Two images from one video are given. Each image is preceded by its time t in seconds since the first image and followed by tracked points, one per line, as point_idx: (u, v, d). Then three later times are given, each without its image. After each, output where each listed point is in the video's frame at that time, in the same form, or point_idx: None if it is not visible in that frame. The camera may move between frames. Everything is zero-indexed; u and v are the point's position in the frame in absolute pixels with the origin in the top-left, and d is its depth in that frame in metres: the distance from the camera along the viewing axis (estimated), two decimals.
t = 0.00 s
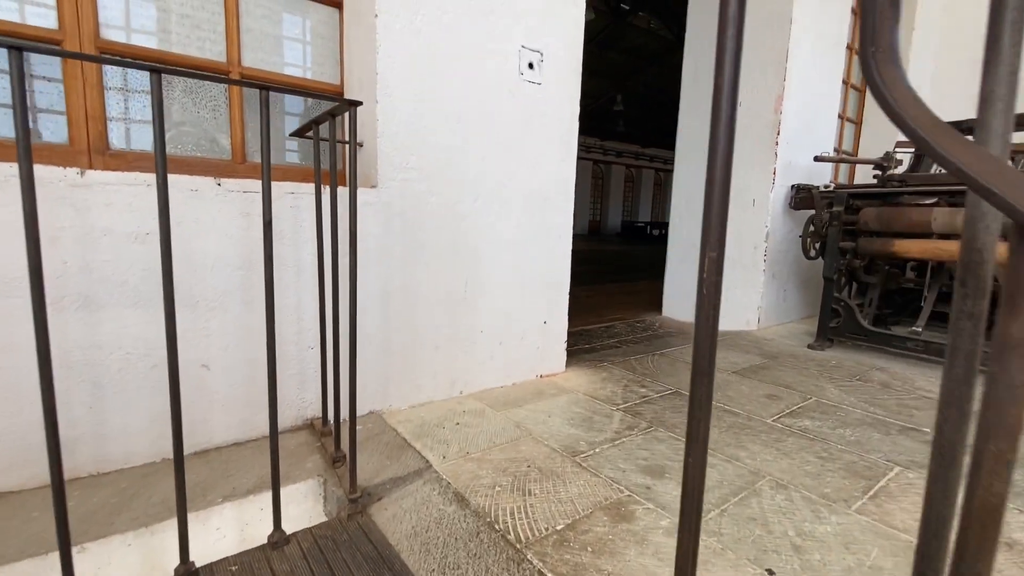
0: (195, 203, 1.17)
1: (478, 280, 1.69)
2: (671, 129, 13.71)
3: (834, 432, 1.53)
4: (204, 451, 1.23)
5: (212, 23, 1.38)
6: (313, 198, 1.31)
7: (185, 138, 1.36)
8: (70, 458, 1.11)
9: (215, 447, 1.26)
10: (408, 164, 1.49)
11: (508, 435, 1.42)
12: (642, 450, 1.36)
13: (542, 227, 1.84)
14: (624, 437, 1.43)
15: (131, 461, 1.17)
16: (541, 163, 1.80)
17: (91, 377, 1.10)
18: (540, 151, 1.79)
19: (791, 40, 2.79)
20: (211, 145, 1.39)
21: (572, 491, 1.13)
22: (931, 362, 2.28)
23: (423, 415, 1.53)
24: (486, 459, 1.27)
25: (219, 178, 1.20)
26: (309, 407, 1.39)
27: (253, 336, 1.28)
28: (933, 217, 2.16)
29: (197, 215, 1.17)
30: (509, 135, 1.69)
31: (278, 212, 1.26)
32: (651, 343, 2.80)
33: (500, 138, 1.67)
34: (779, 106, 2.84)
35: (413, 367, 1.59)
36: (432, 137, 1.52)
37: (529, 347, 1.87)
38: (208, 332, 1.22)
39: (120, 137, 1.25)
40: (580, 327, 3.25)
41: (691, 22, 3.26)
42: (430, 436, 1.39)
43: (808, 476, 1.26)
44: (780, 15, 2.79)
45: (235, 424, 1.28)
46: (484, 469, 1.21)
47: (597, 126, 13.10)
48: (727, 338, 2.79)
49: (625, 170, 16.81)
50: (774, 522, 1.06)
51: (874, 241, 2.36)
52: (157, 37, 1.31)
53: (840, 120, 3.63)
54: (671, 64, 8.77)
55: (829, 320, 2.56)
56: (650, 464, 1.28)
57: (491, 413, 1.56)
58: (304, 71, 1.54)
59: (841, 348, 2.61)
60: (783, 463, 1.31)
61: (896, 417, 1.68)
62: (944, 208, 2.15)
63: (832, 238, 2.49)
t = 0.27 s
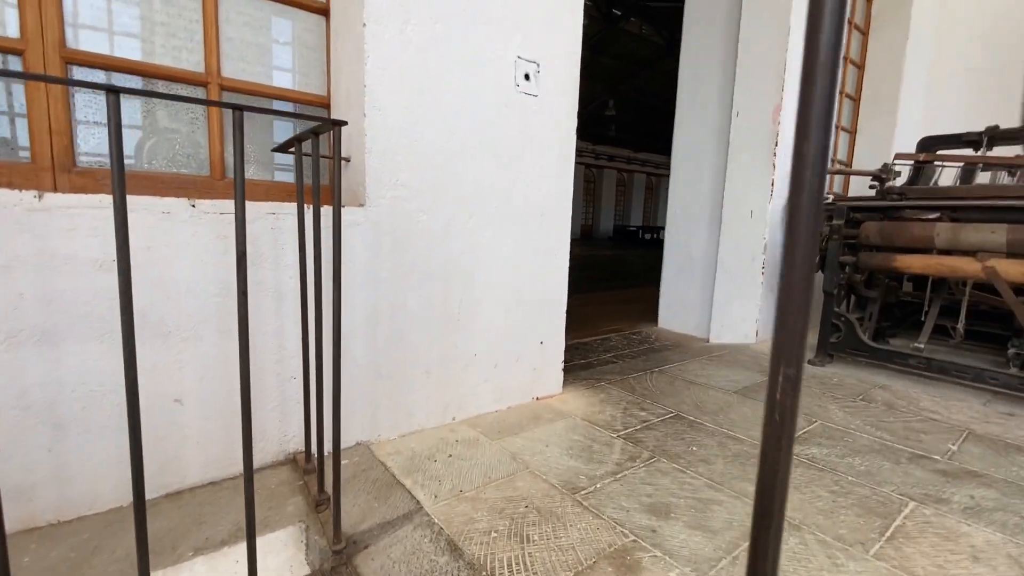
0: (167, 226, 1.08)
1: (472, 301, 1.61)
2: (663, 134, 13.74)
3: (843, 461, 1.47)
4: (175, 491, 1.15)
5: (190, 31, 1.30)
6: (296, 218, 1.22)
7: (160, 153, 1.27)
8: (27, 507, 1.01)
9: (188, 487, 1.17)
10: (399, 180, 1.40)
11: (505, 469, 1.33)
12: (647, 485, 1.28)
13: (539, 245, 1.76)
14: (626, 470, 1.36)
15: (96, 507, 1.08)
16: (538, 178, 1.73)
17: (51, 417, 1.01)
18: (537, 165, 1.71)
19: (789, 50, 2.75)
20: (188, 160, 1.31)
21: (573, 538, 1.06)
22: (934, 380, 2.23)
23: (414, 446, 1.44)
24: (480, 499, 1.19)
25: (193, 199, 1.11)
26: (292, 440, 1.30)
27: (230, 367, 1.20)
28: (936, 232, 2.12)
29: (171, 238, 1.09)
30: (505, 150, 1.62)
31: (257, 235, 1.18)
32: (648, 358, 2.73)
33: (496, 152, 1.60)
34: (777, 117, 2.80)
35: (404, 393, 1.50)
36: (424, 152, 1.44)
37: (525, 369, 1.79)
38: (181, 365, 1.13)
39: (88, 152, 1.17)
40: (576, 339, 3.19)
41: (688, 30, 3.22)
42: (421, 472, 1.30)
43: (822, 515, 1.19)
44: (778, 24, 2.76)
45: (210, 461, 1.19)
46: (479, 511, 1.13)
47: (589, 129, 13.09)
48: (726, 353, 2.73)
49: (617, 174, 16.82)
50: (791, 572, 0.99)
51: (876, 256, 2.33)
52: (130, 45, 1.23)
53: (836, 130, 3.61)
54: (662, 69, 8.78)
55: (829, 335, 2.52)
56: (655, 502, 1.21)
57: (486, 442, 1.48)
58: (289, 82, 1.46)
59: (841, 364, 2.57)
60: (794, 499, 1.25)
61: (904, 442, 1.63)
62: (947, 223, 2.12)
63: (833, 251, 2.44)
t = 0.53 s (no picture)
0: (130, 271, 1.01)
1: (457, 332, 1.56)
2: (647, 138, 13.83)
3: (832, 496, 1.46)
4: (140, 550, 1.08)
5: (158, 56, 1.23)
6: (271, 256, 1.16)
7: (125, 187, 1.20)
8: None
9: (155, 543, 1.11)
10: (380, 212, 1.35)
11: (491, 513, 1.29)
12: (637, 529, 1.25)
13: (526, 272, 1.72)
14: (616, 511, 1.32)
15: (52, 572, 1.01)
16: (525, 204, 1.69)
17: None
18: (523, 191, 1.68)
19: (773, 68, 2.76)
20: (157, 193, 1.24)
21: None
22: (918, 401, 2.25)
23: (396, 488, 1.39)
24: (465, 550, 1.14)
25: (159, 239, 1.05)
26: (267, 487, 1.24)
27: (200, 415, 1.13)
28: (920, 254, 2.14)
29: (134, 283, 1.02)
30: (490, 177, 1.57)
31: (230, 276, 1.12)
32: (635, 376, 2.71)
33: (481, 179, 1.55)
34: (762, 134, 2.80)
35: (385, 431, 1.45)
36: (407, 182, 1.39)
37: (512, 398, 1.75)
38: (146, 416, 1.06)
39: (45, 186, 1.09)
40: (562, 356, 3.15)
41: (673, 45, 3.21)
42: (403, 519, 1.25)
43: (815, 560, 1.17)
44: (762, 42, 2.76)
45: (179, 514, 1.13)
46: (464, 565, 1.09)
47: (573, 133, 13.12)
48: (712, 371, 2.72)
49: (602, 178, 16.89)
50: None
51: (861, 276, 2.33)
52: (93, 72, 1.16)
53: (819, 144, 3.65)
54: (646, 75, 8.82)
55: (814, 354, 2.53)
56: (646, 549, 1.18)
57: (471, 481, 1.44)
58: (265, 108, 1.40)
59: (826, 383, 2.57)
60: (786, 542, 1.23)
61: (892, 472, 1.62)
62: (930, 246, 2.15)
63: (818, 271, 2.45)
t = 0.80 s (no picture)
0: (82, 302, 0.94)
1: (436, 354, 1.51)
2: (626, 142, 13.97)
3: (816, 515, 1.45)
4: None
5: (113, 68, 1.15)
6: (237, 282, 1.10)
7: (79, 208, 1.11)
8: None
9: None
10: (355, 232, 1.29)
11: (472, 546, 1.24)
12: (622, 559, 1.22)
13: (506, 289, 1.68)
14: (601, 539, 1.29)
15: None
16: (506, 221, 1.65)
17: None
18: (504, 207, 1.64)
19: (751, 81, 2.78)
20: (115, 214, 1.16)
21: None
22: (894, 411, 2.27)
23: (373, 520, 1.33)
24: None
25: (114, 267, 0.97)
26: (235, 522, 1.18)
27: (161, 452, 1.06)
28: (895, 267, 2.17)
29: (86, 315, 0.94)
30: (470, 193, 1.53)
31: (193, 304, 1.06)
32: (618, 387, 2.70)
33: (461, 196, 1.51)
34: (740, 146, 2.82)
35: (362, 459, 1.39)
36: (383, 200, 1.34)
37: (494, 419, 1.71)
38: (100, 456, 0.99)
39: None
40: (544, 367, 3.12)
41: (652, 56, 3.22)
42: (381, 556, 1.19)
43: None
44: (740, 54, 2.78)
45: (138, 559, 1.06)
46: None
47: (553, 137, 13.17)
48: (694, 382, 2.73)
49: (581, 181, 16.99)
50: None
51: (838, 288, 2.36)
52: (48, 84, 1.08)
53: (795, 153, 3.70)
54: (624, 80, 8.90)
55: (794, 365, 2.55)
56: None
57: (452, 510, 1.39)
58: (232, 122, 1.33)
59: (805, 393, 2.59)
60: (772, 568, 1.21)
61: (872, 488, 1.63)
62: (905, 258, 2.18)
63: (797, 282, 2.47)
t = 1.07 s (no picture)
0: None
1: (401, 379, 1.45)
2: (594, 147, 14.11)
3: (785, 533, 1.46)
4: None
5: (39, 77, 1.05)
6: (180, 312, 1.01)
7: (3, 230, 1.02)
8: None
9: None
10: (312, 254, 1.22)
11: None
12: None
13: (474, 308, 1.64)
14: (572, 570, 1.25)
15: None
16: (473, 238, 1.60)
17: None
18: (471, 224, 1.59)
19: (716, 93, 2.82)
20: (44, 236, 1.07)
21: None
22: (855, 418, 2.33)
23: (333, 558, 1.26)
24: None
25: (36, 302, 0.88)
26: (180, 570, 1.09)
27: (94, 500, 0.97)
28: (855, 279, 2.23)
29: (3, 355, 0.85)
30: (435, 211, 1.48)
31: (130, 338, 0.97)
32: (588, 399, 2.69)
33: (426, 214, 1.45)
34: (706, 157, 2.85)
35: (321, 493, 1.31)
36: (342, 220, 1.27)
37: (462, 442, 1.66)
38: (22, 510, 0.89)
39: None
40: (515, 378, 3.09)
41: (619, 65, 3.24)
42: None
43: None
44: (705, 66, 2.81)
45: None
46: None
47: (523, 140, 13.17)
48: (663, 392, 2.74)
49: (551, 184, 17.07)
50: None
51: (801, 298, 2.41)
52: None
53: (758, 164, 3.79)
54: (593, 86, 8.98)
55: (759, 374, 2.59)
56: None
57: (418, 544, 1.33)
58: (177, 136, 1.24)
59: (771, 401, 2.63)
60: None
61: (837, 501, 1.65)
62: (864, 270, 2.23)
63: (761, 293, 2.51)
